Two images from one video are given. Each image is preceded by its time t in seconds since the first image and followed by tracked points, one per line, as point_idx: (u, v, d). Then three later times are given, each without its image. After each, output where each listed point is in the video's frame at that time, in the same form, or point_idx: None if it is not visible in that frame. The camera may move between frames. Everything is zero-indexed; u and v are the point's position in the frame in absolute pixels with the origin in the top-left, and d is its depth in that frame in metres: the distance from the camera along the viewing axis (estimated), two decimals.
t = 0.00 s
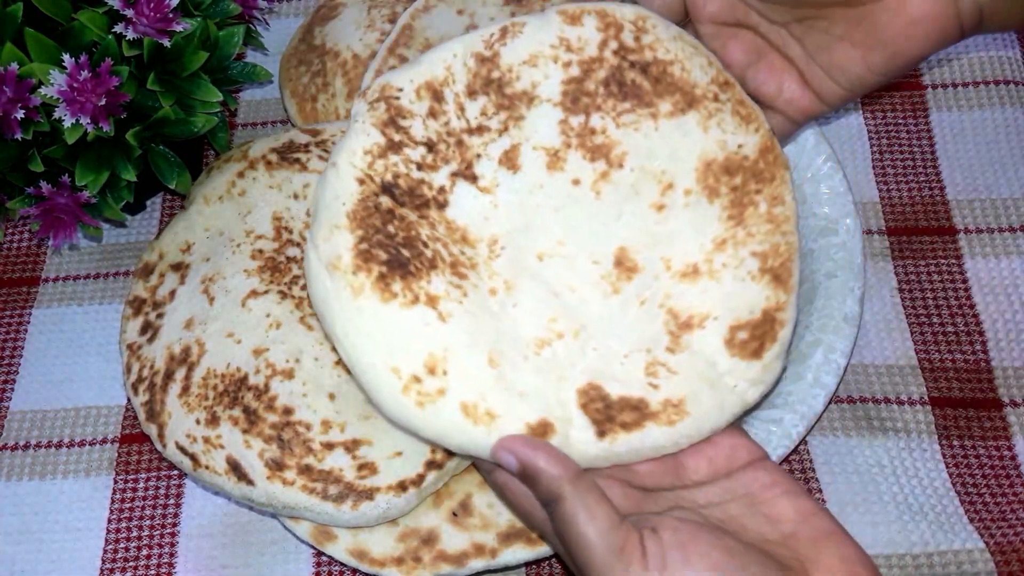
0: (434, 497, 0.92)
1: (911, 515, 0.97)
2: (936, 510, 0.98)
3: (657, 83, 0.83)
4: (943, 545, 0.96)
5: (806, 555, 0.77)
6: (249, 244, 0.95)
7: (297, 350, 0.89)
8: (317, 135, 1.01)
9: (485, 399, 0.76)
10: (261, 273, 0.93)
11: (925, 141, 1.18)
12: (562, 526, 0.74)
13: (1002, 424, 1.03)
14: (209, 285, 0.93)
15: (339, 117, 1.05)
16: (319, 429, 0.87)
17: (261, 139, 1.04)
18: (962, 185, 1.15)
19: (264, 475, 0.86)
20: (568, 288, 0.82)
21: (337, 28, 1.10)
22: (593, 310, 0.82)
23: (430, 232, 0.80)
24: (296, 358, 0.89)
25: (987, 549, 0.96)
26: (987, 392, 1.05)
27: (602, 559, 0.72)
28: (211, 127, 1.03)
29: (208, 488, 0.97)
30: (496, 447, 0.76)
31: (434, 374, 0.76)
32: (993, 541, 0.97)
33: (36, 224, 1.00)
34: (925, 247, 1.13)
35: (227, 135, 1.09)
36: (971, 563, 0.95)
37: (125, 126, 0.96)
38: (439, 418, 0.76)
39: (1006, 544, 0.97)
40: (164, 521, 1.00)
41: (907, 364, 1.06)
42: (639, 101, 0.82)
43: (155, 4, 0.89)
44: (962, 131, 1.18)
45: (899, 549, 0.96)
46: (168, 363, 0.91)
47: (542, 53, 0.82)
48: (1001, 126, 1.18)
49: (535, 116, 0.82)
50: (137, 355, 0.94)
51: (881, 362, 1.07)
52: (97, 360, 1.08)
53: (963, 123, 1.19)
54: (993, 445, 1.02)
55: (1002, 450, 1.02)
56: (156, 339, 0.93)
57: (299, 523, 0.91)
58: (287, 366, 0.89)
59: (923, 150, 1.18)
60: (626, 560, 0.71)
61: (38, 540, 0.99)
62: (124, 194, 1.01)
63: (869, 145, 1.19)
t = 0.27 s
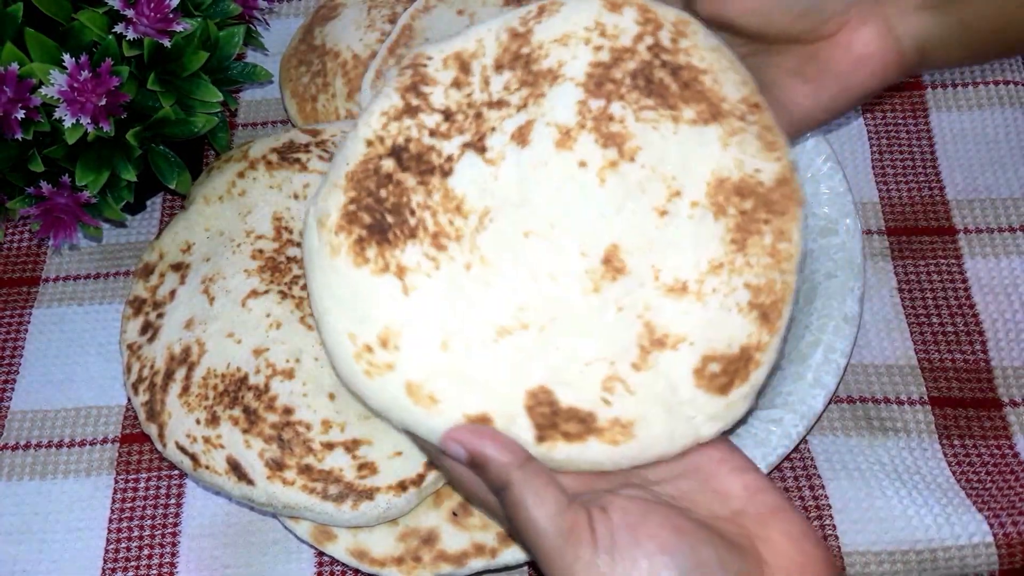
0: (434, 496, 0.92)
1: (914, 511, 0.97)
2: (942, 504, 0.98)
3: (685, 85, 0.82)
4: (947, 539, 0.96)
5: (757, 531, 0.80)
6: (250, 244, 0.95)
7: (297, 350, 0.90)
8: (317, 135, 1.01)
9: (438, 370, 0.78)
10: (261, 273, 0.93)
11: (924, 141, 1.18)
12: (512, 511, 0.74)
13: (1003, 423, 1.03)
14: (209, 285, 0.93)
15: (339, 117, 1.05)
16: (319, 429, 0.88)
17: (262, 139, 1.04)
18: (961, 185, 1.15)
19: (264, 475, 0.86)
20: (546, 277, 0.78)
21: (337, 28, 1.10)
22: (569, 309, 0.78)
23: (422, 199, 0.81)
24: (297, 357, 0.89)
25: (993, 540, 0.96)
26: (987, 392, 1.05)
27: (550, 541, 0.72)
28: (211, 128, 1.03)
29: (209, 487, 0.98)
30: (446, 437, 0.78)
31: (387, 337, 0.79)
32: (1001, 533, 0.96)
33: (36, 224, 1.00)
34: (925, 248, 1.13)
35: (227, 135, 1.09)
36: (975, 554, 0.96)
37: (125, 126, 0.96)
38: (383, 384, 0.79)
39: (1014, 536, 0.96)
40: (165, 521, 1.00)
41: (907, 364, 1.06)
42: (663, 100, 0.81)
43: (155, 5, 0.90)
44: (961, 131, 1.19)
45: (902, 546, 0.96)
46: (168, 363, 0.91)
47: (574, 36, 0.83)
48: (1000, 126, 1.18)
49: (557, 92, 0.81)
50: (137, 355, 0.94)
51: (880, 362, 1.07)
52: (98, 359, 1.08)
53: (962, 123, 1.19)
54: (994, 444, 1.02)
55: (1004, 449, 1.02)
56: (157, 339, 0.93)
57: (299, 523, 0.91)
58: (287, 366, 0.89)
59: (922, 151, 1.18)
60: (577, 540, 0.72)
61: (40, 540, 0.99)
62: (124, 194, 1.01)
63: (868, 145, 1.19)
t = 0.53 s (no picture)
0: (433, 498, 0.92)
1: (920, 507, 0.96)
2: (949, 498, 0.96)
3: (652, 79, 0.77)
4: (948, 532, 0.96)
5: (720, 469, 0.82)
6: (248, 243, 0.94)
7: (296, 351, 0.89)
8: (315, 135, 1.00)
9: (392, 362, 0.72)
10: (259, 273, 0.92)
11: (927, 140, 1.18)
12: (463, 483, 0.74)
13: (1007, 423, 1.02)
14: (206, 285, 0.92)
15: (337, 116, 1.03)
16: (317, 430, 0.87)
17: (260, 138, 1.03)
18: (964, 184, 1.15)
19: (262, 477, 0.85)
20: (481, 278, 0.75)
21: (335, 27, 1.07)
22: (515, 308, 0.75)
23: (380, 186, 0.74)
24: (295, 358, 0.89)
25: (991, 533, 0.96)
26: (990, 392, 1.04)
27: (511, 511, 0.72)
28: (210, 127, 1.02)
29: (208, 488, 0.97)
30: (394, 425, 0.73)
31: (322, 317, 0.72)
32: (1002, 525, 0.96)
33: (34, 223, 1.00)
34: (927, 247, 1.12)
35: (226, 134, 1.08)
36: (973, 543, 0.96)
37: (123, 125, 0.96)
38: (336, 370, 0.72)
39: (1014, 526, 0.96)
40: (164, 522, 0.99)
41: (909, 364, 1.06)
42: (629, 94, 0.76)
43: (153, 3, 0.89)
44: (964, 131, 1.18)
45: (904, 541, 0.95)
46: (166, 363, 0.90)
47: (534, 17, 0.76)
48: (1004, 125, 1.17)
49: (514, 83, 0.76)
50: (135, 355, 0.93)
51: (883, 363, 1.06)
52: (96, 360, 1.07)
53: (965, 122, 1.18)
54: (1001, 443, 1.01)
55: (1011, 447, 1.00)
56: (154, 339, 0.93)
57: (298, 524, 0.90)
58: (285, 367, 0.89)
59: (925, 150, 1.17)
60: (536, 501, 0.73)
61: (38, 541, 0.98)
62: (122, 193, 1.00)
63: (870, 145, 1.18)
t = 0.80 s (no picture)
0: (433, 498, 0.92)
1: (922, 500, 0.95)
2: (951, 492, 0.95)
3: (616, 214, 0.77)
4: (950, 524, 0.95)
5: (729, 354, 0.78)
6: (248, 243, 0.94)
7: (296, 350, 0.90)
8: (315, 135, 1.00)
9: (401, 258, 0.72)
10: (259, 273, 0.93)
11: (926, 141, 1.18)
12: (485, 385, 0.68)
13: (1008, 422, 1.02)
14: (207, 285, 0.93)
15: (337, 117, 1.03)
16: (317, 429, 0.87)
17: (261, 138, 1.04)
18: (963, 185, 1.15)
19: (262, 477, 0.85)
20: (481, 219, 0.76)
21: (336, 27, 1.09)
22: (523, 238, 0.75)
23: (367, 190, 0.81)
24: (295, 358, 0.89)
25: (989, 526, 0.96)
26: (989, 391, 1.04)
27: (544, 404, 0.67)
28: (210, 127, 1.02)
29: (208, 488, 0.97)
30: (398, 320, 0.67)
31: (349, 238, 0.72)
32: (998, 518, 0.96)
33: (34, 224, 1.00)
34: (927, 247, 1.12)
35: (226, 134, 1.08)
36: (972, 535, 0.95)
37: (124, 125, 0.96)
38: (330, 258, 0.72)
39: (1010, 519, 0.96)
40: (165, 522, 0.99)
41: (908, 364, 1.06)
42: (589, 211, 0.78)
43: (153, 3, 0.89)
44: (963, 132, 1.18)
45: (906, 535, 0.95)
46: (166, 363, 0.90)
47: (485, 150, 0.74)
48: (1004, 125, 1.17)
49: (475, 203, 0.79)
50: (135, 355, 0.93)
51: (882, 363, 1.06)
52: (96, 360, 1.07)
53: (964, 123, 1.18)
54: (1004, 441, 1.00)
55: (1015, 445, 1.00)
56: (154, 339, 0.93)
57: (298, 524, 0.90)
58: (285, 366, 0.89)
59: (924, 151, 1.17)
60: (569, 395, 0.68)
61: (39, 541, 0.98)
62: (122, 193, 1.00)
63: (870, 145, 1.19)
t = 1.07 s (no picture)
0: (433, 498, 0.92)
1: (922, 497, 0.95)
2: (950, 490, 0.95)
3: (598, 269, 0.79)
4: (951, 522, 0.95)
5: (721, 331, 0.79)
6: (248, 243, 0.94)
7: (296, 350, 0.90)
8: (315, 134, 1.00)
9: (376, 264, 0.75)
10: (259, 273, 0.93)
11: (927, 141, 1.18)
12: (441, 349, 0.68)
13: (1008, 422, 1.02)
14: (207, 285, 0.92)
15: (338, 116, 1.05)
16: (317, 429, 0.87)
17: (260, 138, 1.03)
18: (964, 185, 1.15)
19: (261, 477, 0.85)
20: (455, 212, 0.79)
21: (336, 28, 1.08)
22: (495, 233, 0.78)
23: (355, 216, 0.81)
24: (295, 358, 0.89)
25: (989, 526, 0.96)
26: (989, 391, 1.04)
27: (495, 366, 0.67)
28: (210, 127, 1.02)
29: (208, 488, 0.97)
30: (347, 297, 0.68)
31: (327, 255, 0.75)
32: (998, 517, 0.96)
33: (34, 224, 1.00)
34: (928, 247, 1.12)
35: (226, 134, 1.09)
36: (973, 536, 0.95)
37: (124, 125, 0.96)
38: (310, 273, 0.75)
39: (1009, 519, 0.96)
40: (165, 522, 0.99)
41: (908, 364, 1.06)
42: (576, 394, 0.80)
43: (153, 3, 0.89)
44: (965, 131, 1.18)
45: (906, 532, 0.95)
46: (166, 363, 0.91)
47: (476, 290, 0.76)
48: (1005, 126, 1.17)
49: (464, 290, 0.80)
50: (135, 355, 0.93)
51: (882, 363, 1.06)
52: (96, 360, 1.07)
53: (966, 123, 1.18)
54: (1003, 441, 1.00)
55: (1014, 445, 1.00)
56: (154, 339, 0.93)
57: (298, 524, 0.90)
58: (285, 367, 0.89)
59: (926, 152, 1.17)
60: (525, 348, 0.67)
61: (39, 541, 0.98)
62: (122, 193, 1.00)
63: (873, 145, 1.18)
